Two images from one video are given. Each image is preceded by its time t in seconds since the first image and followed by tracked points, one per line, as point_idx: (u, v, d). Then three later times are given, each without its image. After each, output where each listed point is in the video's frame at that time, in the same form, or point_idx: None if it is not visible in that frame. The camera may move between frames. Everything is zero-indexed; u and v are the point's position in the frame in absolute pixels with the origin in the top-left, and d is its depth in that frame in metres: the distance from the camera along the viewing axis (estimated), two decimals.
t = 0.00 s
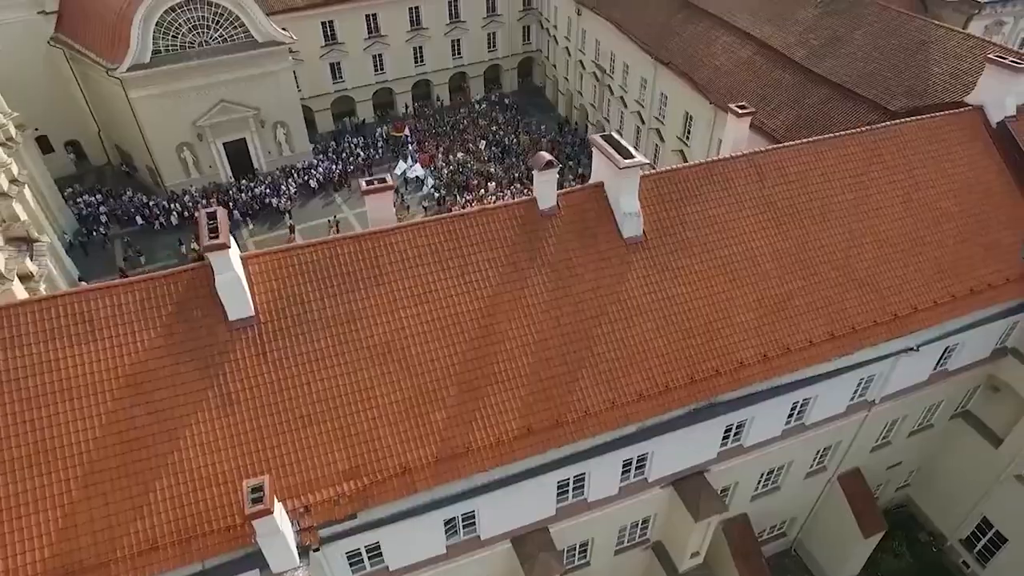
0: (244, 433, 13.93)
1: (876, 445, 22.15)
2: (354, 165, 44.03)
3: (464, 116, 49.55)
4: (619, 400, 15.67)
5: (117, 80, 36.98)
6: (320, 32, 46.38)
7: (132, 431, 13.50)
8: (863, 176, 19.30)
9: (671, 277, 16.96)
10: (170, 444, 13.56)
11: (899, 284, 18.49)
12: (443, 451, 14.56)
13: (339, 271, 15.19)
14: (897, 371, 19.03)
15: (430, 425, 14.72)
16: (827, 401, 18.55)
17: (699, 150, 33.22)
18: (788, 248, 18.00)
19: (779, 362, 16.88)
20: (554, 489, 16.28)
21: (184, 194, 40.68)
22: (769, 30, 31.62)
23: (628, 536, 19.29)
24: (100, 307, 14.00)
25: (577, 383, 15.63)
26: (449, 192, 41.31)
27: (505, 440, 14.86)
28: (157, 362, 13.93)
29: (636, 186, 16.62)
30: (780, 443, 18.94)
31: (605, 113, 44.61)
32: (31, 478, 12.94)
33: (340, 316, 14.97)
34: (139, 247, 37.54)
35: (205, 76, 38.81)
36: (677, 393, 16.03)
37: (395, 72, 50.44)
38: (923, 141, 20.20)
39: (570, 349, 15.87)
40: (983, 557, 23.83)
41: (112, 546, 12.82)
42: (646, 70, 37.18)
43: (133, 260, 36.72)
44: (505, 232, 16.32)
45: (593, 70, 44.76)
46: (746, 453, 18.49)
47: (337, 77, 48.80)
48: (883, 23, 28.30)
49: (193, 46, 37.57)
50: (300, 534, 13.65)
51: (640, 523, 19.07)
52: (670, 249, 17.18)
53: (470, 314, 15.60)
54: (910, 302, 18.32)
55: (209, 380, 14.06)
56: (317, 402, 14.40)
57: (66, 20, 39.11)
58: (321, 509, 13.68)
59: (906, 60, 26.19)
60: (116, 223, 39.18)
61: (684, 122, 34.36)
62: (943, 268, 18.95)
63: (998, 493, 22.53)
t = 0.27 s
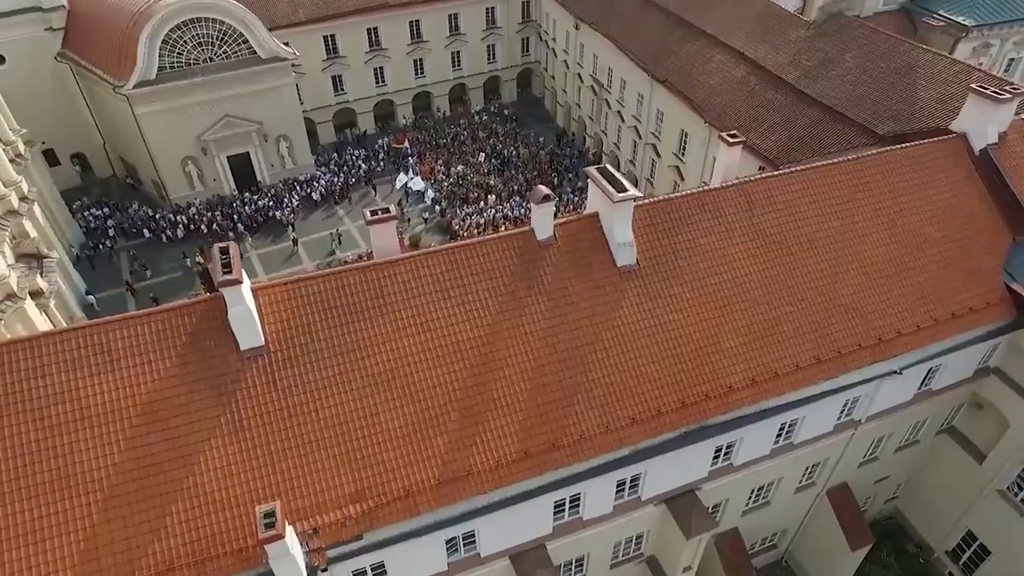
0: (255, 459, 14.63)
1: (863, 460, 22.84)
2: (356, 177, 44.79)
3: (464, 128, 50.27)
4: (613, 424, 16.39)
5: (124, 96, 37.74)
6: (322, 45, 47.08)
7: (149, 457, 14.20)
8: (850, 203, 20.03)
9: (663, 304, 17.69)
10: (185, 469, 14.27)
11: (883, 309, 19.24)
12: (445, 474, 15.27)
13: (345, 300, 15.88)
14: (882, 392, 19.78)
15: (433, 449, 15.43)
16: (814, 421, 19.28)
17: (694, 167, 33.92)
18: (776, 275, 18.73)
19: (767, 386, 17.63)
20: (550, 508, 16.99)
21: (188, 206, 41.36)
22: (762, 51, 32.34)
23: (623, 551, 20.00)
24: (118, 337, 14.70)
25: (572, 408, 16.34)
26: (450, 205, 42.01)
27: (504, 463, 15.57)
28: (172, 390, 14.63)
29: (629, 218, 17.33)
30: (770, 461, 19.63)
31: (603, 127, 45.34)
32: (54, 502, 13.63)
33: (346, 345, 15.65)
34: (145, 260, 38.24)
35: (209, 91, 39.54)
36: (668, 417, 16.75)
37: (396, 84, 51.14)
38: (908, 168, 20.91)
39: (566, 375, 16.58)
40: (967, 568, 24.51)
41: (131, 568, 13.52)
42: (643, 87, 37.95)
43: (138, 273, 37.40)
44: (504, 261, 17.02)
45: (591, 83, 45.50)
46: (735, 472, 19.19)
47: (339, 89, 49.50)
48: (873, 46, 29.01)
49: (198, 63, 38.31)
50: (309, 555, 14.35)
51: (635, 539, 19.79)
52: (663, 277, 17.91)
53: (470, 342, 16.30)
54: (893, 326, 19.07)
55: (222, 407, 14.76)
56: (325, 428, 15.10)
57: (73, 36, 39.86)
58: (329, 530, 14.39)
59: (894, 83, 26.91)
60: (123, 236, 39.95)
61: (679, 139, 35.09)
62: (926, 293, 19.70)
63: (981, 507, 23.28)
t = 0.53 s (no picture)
0: (265, 481, 15.28)
1: (854, 475, 23.44)
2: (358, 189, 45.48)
3: (465, 138, 50.92)
4: (609, 446, 17.04)
5: (130, 111, 38.41)
6: (324, 58, 47.72)
7: (164, 480, 14.85)
8: (839, 228, 20.63)
9: (657, 328, 18.33)
10: (199, 492, 14.92)
11: (871, 331, 19.87)
12: (447, 495, 15.93)
13: (351, 327, 16.51)
14: (870, 412, 20.44)
15: (435, 471, 16.08)
16: (804, 440, 19.93)
17: (690, 183, 34.58)
18: (767, 299, 19.37)
19: (758, 408, 18.27)
20: (549, 526, 17.62)
21: (193, 219, 41.98)
22: (757, 69, 32.95)
23: (619, 565, 20.64)
24: (133, 364, 15.34)
25: (569, 430, 16.98)
26: (450, 217, 42.63)
27: (504, 484, 16.23)
28: (186, 416, 15.28)
29: (624, 245, 17.96)
30: (761, 478, 20.26)
31: (601, 139, 46.01)
32: (74, 524, 14.30)
33: (352, 371, 16.29)
34: (151, 273, 38.90)
35: (214, 106, 40.19)
36: (662, 438, 17.40)
37: (397, 95, 51.78)
38: (896, 193, 21.52)
39: (563, 398, 17.21)
40: None
41: None
42: (641, 102, 38.64)
43: (145, 286, 38.03)
44: (503, 287, 17.63)
45: (589, 96, 46.20)
46: (728, 488, 19.81)
47: (341, 101, 50.16)
48: (865, 67, 29.63)
49: (203, 78, 38.97)
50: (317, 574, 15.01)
51: (631, 553, 20.43)
52: (657, 302, 18.54)
53: (471, 366, 16.93)
54: (881, 348, 19.73)
55: (234, 431, 15.40)
56: (333, 451, 15.75)
57: (80, 51, 40.56)
58: (336, 550, 15.04)
59: (885, 105, 27.55)
60: (130, 249, 40.64)
61: (676, 155, 35.76)
62: (912, 315, 20.35)
63: (968, 520, 23.90)
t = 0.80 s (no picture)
0: (275, 503, 15.90)
1: (845, 488, 24.03)
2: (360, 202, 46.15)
3: (466, 149, 51.56)
4: (605, 466, 17.69)
5: (136, 127, 39.07)
6: (326, 71, 48.38)
7: (179, 502, 15.49)
8: (830, 251, 21.25)
9: (653, 350, 18.98)
10: (212, 513, 15.55)
11: (859, 352, 20.49)
12: (450, 515, 16.56)
13: (357, 353, 17.13)
14: (859, 429, 21.08)
15: (438, 491, 16.72)
16: (795, 457, 20.57)
17: (687, 198, 35.21)
18: (759, 321, 20.00)
19: (750, 428, 18.93)
20: (548, 543, 18.24)
21: (198, 231, 42.61)
22: (752, 87, 33.60)
23: None
24: (148, 390, 15.98)
25: (567, 451, 17.63)
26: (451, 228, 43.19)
27: (504, 503, 16.87)
28: (199, 440, 15.91)
29: (620, 271, 18.58)
30: (754, 494, 20.88)
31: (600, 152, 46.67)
32: (92, 545, 14.93)
33: (358, 395, 16.92)
34: (157, 285, 39.52)
35: (218, 120, 40.83)
36: (657, 458, 18.06)
37: (398, 106, 52.41)
38: (885, 216, 22.15)
39: (562, 420, 17.85)
40: None
41: None
42: (638, 117, 39.31)
43: (150, 298, 38.61)
44: (503, 313, 18.24)
45: (588, 109, 46.89)
46: (722, 504, 20.43)
47: (343, 113, 50.81)
48: (857, 87, 30.25)
49: (207, 94, 39.62)
50: None
51: (627, 567, 21.04)
52: (652, 325, 19.17)
53: (473, 390, 17.56)
54: (870, 368, 20.37)
55: (245, 455, 16.02)
56: (340, 473, 16.38)
57: (87, 67, 41.30)
58: (343, 569, 15.68)
59: (877, 125, 28.17)
60: (136, 261, 41.25)
61: (673, 170, 36.38)
62: (901, 336, 20.99)
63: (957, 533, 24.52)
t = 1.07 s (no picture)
0: (284, 524, 16.56)
1: (837, 503, 24.64)
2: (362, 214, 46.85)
3: (467, 161, 52.23)
4: (601, 487, 18.36)
5: (142, 143, 39.75)
6: (329, 85, 49.08)
7: (192, 524, 16.16)
8: (820, 274, 21.91)
9: (648, 373, 19.64)
10: (223, 534, 16.20)
11: (849, 372, 21.14)
12: (452, 535, 17.22)
13: (363, 378, 17.78)
14: (848, 448, 21.76)
15: (441, 511, 17.38)
16: (786, 475, 21.22)
17: (684, 213, 35.86)
18: (751, 344, 20.65)
19: (742, 448, 19.59)
20: (546, 560, 18.89)
21: (203, 244, 43.27)
22: (748, 104, 34.24)
23: None
24: (162, 415, 16.64)
25: (565, 472, 18.29)
26: (452, 241, 43.79)
27: (504, 523, 17.53)
28: (211, 463, 16.57)
29: (617, 297, 19.23)
30: (746, 510, 21.55)
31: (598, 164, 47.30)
32: (109, 566, 15.61)
33: (364, 419, 17.58)
34: (162, 298, 40.16)
35: (223, 135, 41.49)
36: (652, 478, 18.73)
37: (399, 118, 53.06)
38: (874, 239, 22.81)
39: (560, 442, 18.51)
40: None
41: None
42: (636, 132, 39.99)
43: (156, 311, 39.22)
44: (504, 337, 18.89)
45: (587, 122, 47.55)
46: (715, 521, 21.09)
47: (345, 125, 51.49)
48: (849, 106, 30.88)
49: (212, 109, 40.28)
50: None
51: None
52: (647, 349, 19.82)
53: (474, 414, 18.21)
54: (858, 389, 21.01)
55: (255, 478, 16.67)
56: (346, 494, 17.05)
57: (94, 82, 42.02)
58: None
59: (868, 145, 28.82)
60: (143, 274, 41.91)
61: (671, 186, 37.06)
62: (890, 357, 21.63)
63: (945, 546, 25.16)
